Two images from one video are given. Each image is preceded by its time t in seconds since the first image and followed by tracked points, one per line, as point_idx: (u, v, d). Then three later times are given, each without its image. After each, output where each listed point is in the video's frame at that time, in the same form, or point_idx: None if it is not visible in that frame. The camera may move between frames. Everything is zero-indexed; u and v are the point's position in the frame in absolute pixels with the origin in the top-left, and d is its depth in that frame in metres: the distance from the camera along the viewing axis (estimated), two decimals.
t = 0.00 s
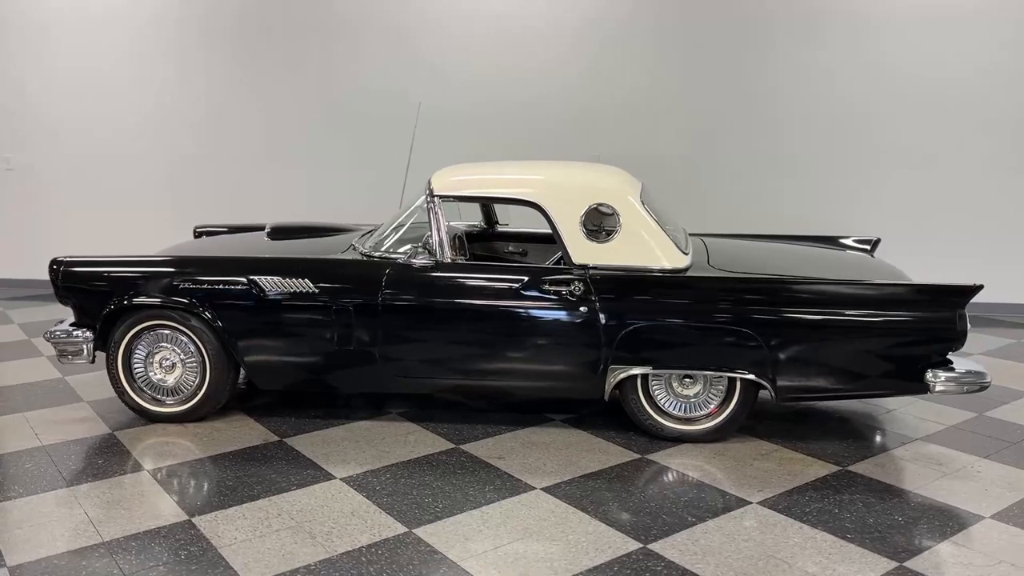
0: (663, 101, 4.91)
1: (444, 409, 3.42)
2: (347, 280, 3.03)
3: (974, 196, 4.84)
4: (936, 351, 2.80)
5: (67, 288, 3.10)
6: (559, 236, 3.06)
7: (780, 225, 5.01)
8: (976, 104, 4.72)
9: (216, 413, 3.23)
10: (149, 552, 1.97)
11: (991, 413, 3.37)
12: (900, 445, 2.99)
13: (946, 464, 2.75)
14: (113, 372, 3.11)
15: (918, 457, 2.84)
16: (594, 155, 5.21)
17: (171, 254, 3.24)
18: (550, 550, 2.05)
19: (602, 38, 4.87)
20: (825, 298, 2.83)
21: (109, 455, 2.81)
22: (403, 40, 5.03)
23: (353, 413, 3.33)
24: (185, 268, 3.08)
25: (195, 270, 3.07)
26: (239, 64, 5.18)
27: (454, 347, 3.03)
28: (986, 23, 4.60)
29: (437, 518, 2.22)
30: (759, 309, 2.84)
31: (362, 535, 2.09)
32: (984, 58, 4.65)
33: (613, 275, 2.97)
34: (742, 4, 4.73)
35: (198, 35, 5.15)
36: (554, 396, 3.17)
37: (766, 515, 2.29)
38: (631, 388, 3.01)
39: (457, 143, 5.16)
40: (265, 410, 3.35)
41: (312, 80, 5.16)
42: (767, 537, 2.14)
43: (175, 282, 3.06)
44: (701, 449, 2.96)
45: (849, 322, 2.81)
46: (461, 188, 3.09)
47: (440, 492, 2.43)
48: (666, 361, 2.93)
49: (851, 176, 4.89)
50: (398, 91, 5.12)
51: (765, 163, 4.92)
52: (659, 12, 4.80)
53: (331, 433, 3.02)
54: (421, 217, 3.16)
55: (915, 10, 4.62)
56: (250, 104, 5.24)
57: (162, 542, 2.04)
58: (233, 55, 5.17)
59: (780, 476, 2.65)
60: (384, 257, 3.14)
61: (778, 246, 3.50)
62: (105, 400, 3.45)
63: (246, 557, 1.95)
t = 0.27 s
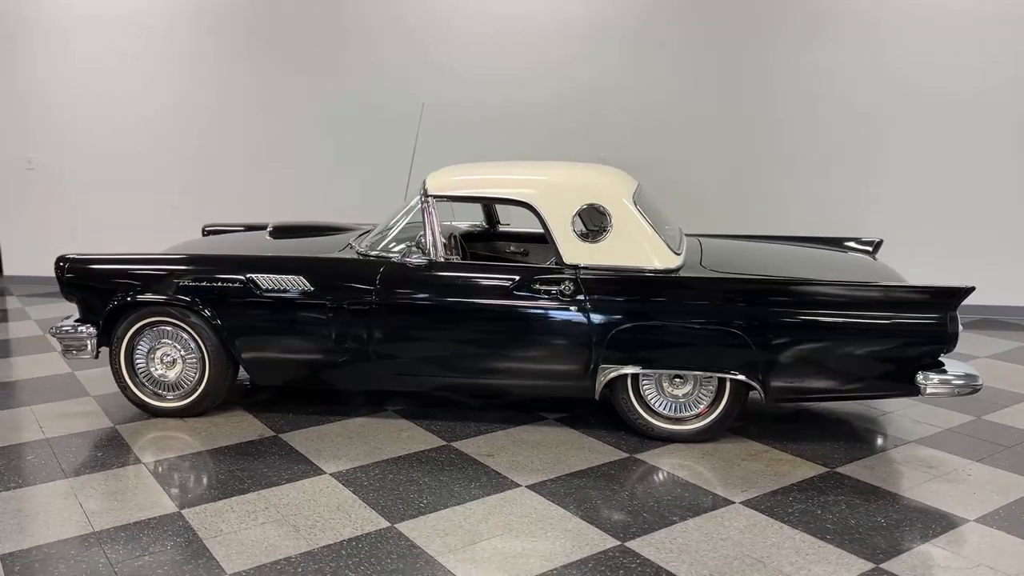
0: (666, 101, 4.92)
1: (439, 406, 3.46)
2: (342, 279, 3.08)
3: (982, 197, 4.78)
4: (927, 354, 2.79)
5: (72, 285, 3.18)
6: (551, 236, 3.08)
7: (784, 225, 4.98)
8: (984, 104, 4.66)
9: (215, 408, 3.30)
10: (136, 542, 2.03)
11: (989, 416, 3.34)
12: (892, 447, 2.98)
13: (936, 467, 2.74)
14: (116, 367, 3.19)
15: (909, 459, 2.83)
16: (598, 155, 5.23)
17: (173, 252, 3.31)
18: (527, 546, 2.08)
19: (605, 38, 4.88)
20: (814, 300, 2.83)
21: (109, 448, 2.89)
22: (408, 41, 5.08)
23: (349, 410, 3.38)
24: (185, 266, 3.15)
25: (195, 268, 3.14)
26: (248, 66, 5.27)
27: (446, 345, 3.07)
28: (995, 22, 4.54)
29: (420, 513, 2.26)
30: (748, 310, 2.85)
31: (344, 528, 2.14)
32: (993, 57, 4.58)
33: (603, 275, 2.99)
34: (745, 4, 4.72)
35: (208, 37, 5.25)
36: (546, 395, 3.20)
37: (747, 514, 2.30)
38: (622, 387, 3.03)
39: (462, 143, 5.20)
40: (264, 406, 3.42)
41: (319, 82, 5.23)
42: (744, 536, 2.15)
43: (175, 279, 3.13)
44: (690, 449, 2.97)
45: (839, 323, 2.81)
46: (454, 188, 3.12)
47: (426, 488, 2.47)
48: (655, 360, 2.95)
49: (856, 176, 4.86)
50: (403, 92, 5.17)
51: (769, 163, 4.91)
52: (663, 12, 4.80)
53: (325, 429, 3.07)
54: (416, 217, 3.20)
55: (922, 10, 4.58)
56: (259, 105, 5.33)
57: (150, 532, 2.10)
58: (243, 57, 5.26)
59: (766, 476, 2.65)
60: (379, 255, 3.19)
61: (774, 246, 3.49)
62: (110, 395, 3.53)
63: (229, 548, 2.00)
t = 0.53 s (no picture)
0: (671, 102, 4.91)
1: (436, 405, 3.49)
2: (339, 278, 3.13)
3: (994, 199, 4.70)
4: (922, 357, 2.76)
5: (79, 282, 3.26)
6: (545, 236, 3.10)
7: (790, 226, 4.95)
8: (997, 104, 4.58)
9: (217, 404, 3.36)
10: (126, 534, 2.08)
11: (992, 421, 3.30)
12: (887, 451, 2.96)
13: (930, 471, 2.71)
14: (120, 362, 3.26)
15: (903, 463, 2.80)
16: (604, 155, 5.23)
17: (177, 251, 3.38)
18: (508, 543, 2.10)
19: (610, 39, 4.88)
20: (807, 301, 2.81)
21: (111, 442, 2.96)
22: (415, 43, 5.12)
23: (347, 407, 3.43)
24: (188, 264, 3.22)
25: (197, 266, 3.21)
26: (259, 67, 5.35)
27: (440, 344, 3.09)
28: (1008, 21, 4.47)
29: (406, 510, 2.30)
30: (741, 311, 2.84)
31: (330, 524, 2.18)
32: (1006, 54, 4.51)
33: (597, 275, 3.00)
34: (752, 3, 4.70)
35: (221, 39, 5.34)
36: (541, 395, 3.21)
37: (731, 516, 2.30)
38: (615, 387, 3.04)
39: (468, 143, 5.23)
40: (265, 402, 3.47)
41: (328, 83, 5.29)
42: (726, 537, 2.15)
43: (178, 277, 3.19)
44: (683, 450, 2.97)
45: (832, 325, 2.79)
46: (450, 188, 3.15)
47: (415, 485, 2.50)
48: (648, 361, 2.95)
49: (863, 177, 4.81)
50: (410, 92, 5.21)
51: (775, 164, 4.88)
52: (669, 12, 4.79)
53: (322, 426, 3.12)
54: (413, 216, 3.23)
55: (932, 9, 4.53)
56: (269, 106, 5.40)
57: (141, 524, 2.15)
58: (254, 59, 5.34)
59: (756, 478, 2.65)
60: (377, 254, 3.23)
61: (773, 247, 3.48)
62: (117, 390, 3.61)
63: (215, 541, 2.05)
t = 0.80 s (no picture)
0: (677, 101, 4.91)
1: (434, 403, 3.52)
2: (336, 276, 3.17)
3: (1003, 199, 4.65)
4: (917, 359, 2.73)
5: (86, 279, 3.34)
6: (540, 235, 3.11)
7: (796, 226, 4.93)
8: (1006, 104, 4.54)
9: (219, 400, 3.42)
10: (118, 525, 2.14)
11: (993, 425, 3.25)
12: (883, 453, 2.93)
13: (924, 475, 2.68)
14: (125, 358, 3.34)
15: (897, 466, 2.78)
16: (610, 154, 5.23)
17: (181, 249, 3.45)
18: (490, 540, 2.13)
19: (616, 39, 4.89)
20: (801, 302, 2.79)
21: (113, 436, 3.03)
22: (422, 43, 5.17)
23: (346, 404, 3.47)
24: (190, 262, 3.28)
25: (198, 264, 3.27)
26: (270, 68, 5.45)
27: (435, 343, 3.12)
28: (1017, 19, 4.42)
29: (392, 506, 2.33)
30: (733, 311, 2.83)
31: (316, 519, 2.21)
32: (1015, 54, 4.47)
33: (590, 274, 3.01)
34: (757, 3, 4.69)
35: (234, 41, 5.44)
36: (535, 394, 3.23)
37: (715, 517, 2.30)
38: (609, 387, 3.05)
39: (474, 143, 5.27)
40: (266, 399, 3.53)
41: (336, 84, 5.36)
42: (708, 538, 2.15)
43: (180, 275, 3.26)
44: (676, 450, 2.97)
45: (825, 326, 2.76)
46: (446, 188, 3.18)
47: (404, 481, 2.53)
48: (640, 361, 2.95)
49: (871, 177, 4.78)
50: (418, 92, 5.25)
51: (781, 163, 4.87)
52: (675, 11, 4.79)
53: (319, 422, 3.16)
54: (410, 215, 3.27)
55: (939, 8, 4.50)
56: (280, 107, 5.49)
57: (134, 516, 2.21)
58: (266, 60, 5.44)
59: (746, 479, 2.64)
60: (375, 253, 3.27)
61: (771, 248, 3.46)
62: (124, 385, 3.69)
63: (203, 534, 2.09)
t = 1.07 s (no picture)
0: (682, 102, 4.99)
1: (432, 402, 3.56)
2: (334, 275, 3.21)
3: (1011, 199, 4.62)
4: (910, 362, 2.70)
5: (93, 277, 3.43)
6: (534, 236, 3.14)
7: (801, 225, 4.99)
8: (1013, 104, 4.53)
9: (221, 397, 3.49)
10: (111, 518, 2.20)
11: (994, 429, 3.22)
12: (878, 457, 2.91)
13: (917, 479, 2.66)
14: (130, 355, 3.42)
15: (890, 470, 2.76)
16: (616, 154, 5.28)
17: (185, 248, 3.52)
18: (471, 538, 2.16)
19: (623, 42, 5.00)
20: (792, 304, 2.78)
21: (117, 431, 3.11)
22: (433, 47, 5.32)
23: (345, 402, 3.52)
24: (192, 261, 3.35)
25: (200, 263, 3.33)
26: (286, 71, 5.60)
27: (429, 342, 3.15)
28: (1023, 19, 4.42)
29: (378, 503, 2.37)
30: (724, 313, 2.83)
31: (302, 515, 2.26)
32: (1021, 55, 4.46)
33: (583, 275, 3.02)
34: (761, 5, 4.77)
35: (251, 44, 5.60)
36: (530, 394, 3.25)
37: (699, 519, 2.31)
38: (602, 388, 3.06)
39: (482, 143, 5.38)
40: (267, 396, 3.59)
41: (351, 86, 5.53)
42: (688, 540, 2.16)
43: (183, 274, 3.32)
44: (668, 451, 2.97)
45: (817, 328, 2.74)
46: (442, 188, 3.21)
47: (393, 479, 2.57)
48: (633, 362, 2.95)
49: (876, 177, 4.81)
50: (428, 94, 5.39)
51: (786, 164, 4.92)
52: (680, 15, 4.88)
53: (317, 420, 3.21)
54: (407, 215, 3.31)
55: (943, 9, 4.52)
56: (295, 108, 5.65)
57: (127, 510, 2.27)
58: (282, 63, 5.59)
59: (735, 482, 2.63)
60: (373, 253, 3.32)
61: (769, 249, 3.45)
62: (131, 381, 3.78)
63: (192, 528, 2.15)
